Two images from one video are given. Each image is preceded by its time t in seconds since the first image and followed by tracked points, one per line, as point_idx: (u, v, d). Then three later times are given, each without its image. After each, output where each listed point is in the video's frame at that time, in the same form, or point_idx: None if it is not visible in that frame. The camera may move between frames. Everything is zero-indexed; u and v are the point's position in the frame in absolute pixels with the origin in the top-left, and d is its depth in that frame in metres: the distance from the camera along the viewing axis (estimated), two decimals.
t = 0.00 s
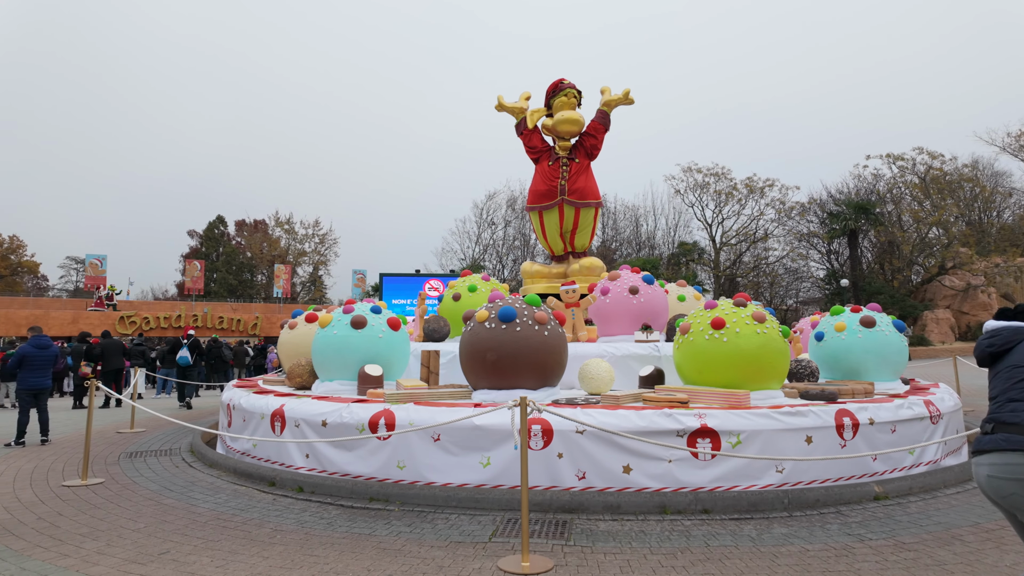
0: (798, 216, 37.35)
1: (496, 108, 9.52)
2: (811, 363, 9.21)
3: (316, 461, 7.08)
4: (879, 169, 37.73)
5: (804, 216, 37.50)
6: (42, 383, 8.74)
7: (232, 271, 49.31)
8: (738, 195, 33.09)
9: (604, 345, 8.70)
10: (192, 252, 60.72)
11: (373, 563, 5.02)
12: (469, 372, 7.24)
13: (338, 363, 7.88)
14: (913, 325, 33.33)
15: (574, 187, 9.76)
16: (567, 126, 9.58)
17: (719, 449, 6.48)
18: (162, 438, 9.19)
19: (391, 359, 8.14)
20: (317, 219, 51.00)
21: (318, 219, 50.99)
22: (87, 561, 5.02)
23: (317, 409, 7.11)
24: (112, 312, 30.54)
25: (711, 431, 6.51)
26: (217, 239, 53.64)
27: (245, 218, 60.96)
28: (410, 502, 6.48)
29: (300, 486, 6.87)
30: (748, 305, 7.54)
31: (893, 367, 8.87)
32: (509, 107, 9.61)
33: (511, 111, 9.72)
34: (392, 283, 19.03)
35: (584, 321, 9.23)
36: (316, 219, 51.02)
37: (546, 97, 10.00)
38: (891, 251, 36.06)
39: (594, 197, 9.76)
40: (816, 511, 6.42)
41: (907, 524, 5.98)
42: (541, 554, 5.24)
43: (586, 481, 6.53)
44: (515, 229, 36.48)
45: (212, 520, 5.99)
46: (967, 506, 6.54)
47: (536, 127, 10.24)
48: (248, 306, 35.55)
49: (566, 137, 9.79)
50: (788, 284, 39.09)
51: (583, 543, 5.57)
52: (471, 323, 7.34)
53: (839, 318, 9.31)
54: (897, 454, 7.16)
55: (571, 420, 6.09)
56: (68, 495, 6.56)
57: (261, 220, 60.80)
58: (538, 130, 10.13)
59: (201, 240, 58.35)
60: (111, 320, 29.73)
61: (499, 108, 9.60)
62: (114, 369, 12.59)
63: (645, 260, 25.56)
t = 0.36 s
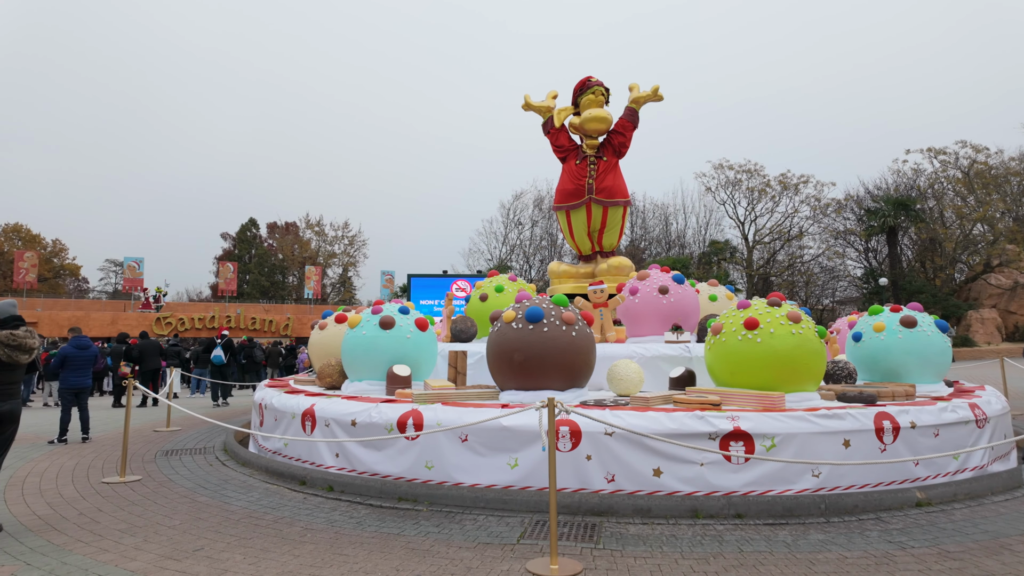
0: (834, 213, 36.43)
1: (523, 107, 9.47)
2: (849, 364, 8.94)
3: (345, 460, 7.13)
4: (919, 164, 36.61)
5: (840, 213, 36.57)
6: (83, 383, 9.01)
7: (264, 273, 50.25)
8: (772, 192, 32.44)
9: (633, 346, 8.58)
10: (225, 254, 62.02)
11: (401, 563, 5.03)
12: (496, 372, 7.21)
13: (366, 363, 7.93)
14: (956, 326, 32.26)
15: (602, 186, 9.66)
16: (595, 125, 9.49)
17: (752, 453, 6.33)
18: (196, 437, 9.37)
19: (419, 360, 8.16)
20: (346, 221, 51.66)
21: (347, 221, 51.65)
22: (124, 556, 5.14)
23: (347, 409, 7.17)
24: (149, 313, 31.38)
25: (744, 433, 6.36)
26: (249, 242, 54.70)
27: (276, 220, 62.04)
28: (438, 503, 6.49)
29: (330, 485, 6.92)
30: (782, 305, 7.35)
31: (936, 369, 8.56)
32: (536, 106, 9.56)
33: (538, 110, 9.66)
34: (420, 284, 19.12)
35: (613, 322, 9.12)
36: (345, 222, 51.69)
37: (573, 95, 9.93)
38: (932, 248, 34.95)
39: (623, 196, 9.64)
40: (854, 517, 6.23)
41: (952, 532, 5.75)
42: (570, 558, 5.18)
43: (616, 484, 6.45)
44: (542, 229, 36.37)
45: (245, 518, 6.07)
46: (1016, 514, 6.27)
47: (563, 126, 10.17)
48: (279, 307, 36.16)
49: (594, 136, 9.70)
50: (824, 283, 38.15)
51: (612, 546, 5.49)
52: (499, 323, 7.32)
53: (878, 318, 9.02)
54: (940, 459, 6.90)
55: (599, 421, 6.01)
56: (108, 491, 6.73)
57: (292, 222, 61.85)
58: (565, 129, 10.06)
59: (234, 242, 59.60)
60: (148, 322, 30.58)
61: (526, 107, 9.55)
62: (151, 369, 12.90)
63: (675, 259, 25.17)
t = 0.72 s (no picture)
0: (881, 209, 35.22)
1: (554, 104, 9.33)
2: (898, 366, 8.57)
3: (378, 461, 7.10)
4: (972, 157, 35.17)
5: (888, 208, 35.34)
6: (124, 383, 9.20)
7: (298, 274, 51.11)
8: (815, 187, 31.56)
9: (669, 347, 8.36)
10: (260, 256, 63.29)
11: (434, 566, 4.96)
12: (529, 374, 7.09)
13: (398, 364, 7.89)
14: (1015, 325, 30.97)
15: (636, 183, 9.45)
16: (629, 120, 9.30)
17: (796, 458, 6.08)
18: (232, 437, 9.49)
19: (450, 360, 8.09)
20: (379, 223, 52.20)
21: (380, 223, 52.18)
22: (163, 554, 5.18)
23: (379, 410, 7.15)
24: (188, 315, 32.17)
25: (787, 438, 6.13)
26: (284, 244, 55.66)
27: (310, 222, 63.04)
28: (470, 505, 6.39)
29: (363, 487, 6.90)
30: (827, 305, 7.06)
31: (993, 371, 8.12)
32: (568, 103, 9.41)
33: (570, 106, 9.51)
34: (451, 285, 19.14)
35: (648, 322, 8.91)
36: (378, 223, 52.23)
37: (606, 90, 9.75)
38: (986, 245, 33.53)
39: (658, 193, 9.43)
40: (906, 527, 5.93)
41: (1013, 545, 5.42)
42: (606, 564, 5.03)
43: (652, 489, 6.28)
44: (574, 228, 36.08)
45: (279, 518, 6.08)
46: None
47: (596, 122, 9.99)
48: (314, 308, 36.66)
49: (628, 131, 9.50)
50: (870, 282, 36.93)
51: (649, 553, 5.32)
52: (531, 323, 7.20)
53: (930, 318, 8.61)
54: (999, 467, 6.53)
55: (635, 424, 5.85)
56: (147, 490, 6.84)
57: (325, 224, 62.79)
58: (598, 125, 9.88)
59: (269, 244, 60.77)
60: (185, 323, 31.48)
61: (557, 103, 9.41)
62: (188, 370, 13.15)
63: (713, 257, 24.72)
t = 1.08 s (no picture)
0: (934, 202, 33.79)
1: (590, 99, 9.13)
2: (956, 368, 8.15)
3: (413, 463, 7.05)
4: None
5: (943, 202, 33.87)
6: (164, 383, 9.39)
7: (334, 275, 51.90)
8: (864, 181, 30.52)
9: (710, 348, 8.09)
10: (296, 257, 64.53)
11: (470, 571, 4.86)
12: (564, 375, 6.95)
13: (432, 364, 7.83)
14: None
15: (675, 178, 9.19)
16: (667, 114, 9.06)
17: (846, 464, 5.81)
18: (270, 437, 9.60)
19: (485, 361, 7.99)
20: (413, 223, 52.62)
21: (414, 223, 52.59)
22: (201, 552, 5.21)
23: (414, 411, 7.10)
24: (228, 316, 32.92)
25: (836, 444, 5.86)
26: (320, 245, 56.58)
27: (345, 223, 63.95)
28: (505, 509, 6.28)
29: (398, 488, 6.85)
30: (878, 304, 6.73)
31: None
32: (603, 98, 9.21)
33: (606, 101, 9.30)
34: (485, 285, 19.09)
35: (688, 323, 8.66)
36: (412, 224, 52.66)
37: (643, 84, 9.53)
38: None
39: (698, 188, 9.16)
40: (967, 539, 5.59)
41: None
42: (646, 572, 4.87)
43: (694, 495, 6.09)
44: (610, 226, 35.67)
45: (315, 519, 6.08)
46: None
47: (633, 117, 9.77)
48: (350, 308, 37.09)
49: (665, 126, 9.25)
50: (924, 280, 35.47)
51: (691, 561, 5.13)
52: (566, 324, 7.06)
53: (990, 317, 8.15)
54: None
55: (675, 428, 5.68)
56: (187, 489, 6.94)
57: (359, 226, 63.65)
58: (634, 120, 9.67)
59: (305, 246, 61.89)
60: (224, 324, 32.31)
61: (593, 98, 9.22)
62: (227, 370, 13.40)
63: (755, 255, 24.14)
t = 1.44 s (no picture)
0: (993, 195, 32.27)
1: (627, 93, 8.96)
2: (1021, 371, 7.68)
3: (449, 464, 6.95)
4: None
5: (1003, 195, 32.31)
6: (204, 383, 9.54)
7: (369, 275, 52.50)
8: (917, 173, 29.38)
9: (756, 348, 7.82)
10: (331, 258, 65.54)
11: None
12: (603, 376, 6.77)
13: (468, 365, 7.72)
14: None
15: (716, 173, 8.88)
16: (708, 106, 8.80)
17: (904, 472, 5.49)
18: (307, 437, 9.65)
19: (521, 362, 7.85)
20: (447, 223, 52.86)
21: (447, 223, 52.83)
22: (240, 552, 5.22)
23: (449, 412, 7.01)
24: (267, 317, 33.57)
25: (892, 449, 5.56)
26: (356, 246, 57.29)
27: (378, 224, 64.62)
28: (544, 513, 6.13)
29: (434, 490, 6.76)
30: (937, 302, 6.37)
31: None
32: (641, 91, 9.02)
33: (644, 95, 9.14)
34: (520, 284, 18.99)
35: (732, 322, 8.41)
36: (446, 224, 52.92)
37: (683, 76, 9.29)
38: None
39: (741, 182, 8.83)
40: None
41: None
42: None
43: (740, 502, 5.86)
44: (649, 223, 35.08)
45: (352, 520, 6.03)
46: None
47: (672, 110, 9.51)
48: (385, 308, 37.39)
49: (706, 118, 8.99)
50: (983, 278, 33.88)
51: (738, 571, 4.91)
52: (604, 324, 6.88)
53: None
54: None
55: (720, 432, 5.47)
56: (227, 488, 6.99)
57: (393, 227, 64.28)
58: (674, 113, 9.40)
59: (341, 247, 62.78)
60: (263, 324, 32.94)
61: (630, 92, 9.02)
62: (264, 370, 13.58)
63: (801, 251, 23.44)
